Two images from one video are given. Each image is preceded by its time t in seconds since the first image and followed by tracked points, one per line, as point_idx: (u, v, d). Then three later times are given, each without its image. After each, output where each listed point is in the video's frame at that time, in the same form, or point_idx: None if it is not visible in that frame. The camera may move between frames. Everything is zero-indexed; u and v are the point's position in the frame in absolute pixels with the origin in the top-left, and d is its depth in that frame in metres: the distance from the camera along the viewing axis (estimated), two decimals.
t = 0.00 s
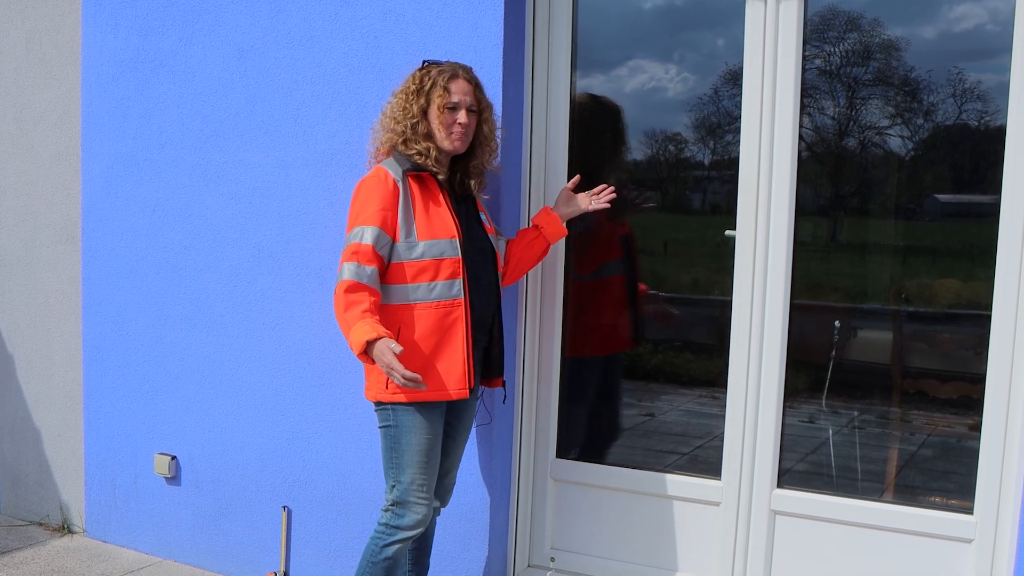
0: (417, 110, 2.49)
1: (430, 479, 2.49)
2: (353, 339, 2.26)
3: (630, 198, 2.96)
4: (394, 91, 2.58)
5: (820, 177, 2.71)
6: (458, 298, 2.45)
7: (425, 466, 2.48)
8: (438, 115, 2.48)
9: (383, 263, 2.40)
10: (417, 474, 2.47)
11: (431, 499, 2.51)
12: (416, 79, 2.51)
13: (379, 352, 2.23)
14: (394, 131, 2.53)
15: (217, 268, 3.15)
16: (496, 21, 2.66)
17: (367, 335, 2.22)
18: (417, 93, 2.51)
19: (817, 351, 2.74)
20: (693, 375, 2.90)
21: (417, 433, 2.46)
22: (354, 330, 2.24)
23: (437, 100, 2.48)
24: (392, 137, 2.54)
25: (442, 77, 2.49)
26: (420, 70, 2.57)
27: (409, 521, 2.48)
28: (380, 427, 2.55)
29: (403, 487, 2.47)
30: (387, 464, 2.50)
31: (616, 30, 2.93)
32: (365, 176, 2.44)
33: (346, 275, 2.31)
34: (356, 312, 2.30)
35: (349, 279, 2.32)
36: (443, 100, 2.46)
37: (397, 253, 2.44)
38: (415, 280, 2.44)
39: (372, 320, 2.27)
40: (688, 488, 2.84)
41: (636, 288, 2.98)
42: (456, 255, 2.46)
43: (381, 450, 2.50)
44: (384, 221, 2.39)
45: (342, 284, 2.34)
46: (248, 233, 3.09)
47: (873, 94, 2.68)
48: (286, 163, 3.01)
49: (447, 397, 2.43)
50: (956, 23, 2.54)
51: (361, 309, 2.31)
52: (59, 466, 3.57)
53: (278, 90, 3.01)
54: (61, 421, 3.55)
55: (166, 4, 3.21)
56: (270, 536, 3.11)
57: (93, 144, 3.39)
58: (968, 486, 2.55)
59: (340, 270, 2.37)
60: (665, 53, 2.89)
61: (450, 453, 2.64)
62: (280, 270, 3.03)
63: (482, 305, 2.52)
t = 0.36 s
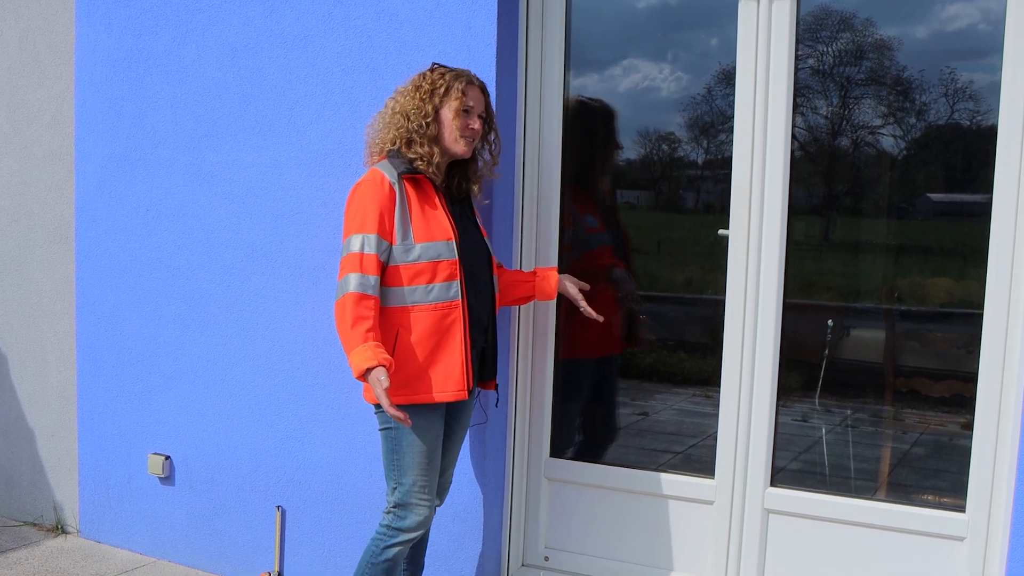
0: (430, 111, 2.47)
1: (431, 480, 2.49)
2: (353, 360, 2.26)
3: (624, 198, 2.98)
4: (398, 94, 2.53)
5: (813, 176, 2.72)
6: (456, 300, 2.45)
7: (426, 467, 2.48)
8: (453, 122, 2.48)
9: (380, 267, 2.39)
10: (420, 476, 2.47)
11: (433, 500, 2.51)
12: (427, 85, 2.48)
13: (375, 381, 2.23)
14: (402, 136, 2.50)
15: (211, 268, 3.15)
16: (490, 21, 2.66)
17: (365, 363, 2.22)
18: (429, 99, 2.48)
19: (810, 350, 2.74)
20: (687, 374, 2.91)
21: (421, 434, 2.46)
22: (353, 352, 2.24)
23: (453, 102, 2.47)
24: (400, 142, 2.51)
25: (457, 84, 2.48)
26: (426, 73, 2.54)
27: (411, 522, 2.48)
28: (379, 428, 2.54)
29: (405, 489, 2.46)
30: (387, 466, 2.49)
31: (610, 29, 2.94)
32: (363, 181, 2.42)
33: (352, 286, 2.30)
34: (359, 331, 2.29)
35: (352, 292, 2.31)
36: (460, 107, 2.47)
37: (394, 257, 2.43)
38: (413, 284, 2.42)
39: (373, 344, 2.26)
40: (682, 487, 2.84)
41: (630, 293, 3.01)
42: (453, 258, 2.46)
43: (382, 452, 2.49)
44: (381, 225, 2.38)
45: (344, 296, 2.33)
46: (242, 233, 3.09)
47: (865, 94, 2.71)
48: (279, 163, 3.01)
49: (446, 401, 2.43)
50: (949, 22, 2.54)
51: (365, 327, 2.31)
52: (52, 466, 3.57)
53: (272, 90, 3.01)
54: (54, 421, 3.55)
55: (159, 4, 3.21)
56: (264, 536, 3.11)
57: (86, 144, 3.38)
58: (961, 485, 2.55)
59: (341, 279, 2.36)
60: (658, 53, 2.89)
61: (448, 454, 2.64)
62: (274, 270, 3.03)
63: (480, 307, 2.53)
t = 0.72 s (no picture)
0: (425, 110, 2.47)
1: (420, 479, 2.50)
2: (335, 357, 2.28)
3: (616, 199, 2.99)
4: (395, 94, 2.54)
5: (804, 177, 2.72)
6: (444, 301, 2.45)
7: (415, 466, 2.48)
8: (450, 121, 2.48)
9: (371, 265, 2.39)
10: (408, 476, 2.47)
11: (422, 499, 2.52)
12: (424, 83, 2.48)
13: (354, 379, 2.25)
14: (398, 135, 2.50)
15: (203, 268, 3.15)
16: (481, 21, 2.66)
17: (346, 363, 2.24)
18: (425, 98, 2.48)
19: (802, 350, 2.75)
20: (679, 374, 2.91)
21: (408, 432, 2.46)
22: (335, 351, 2.25)
23: (450, 101, 2.47)
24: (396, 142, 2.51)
25: (453, 83, 2.48)
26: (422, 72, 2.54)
27: (401, 521, 2.48)
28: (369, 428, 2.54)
29: (394, 488, 2.47)
30: (376, 465, 2.49)
31: (602, 30, 2.94)
32: (357, 178, 2.42)
33: (339, 283, 2.30)
34: (343, 329, 2.30)
35: (339, 288, 2.31)
36: (457, 107, 2.47)
37: (385, 255, 2.42)
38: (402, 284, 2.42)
39: (355, 344, 2.27)
40: (673, 487, 2.84)
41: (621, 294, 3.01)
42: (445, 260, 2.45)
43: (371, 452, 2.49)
44: (374, 224, 2.38)
45: (331, 292, 2.33)
46: (234, 233, 3.09)
47: (857, 95, 2.70)
48: (271, 163, 3.01)
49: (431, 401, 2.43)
50: (940, 23, 2.55)
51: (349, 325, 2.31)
52: (44, 466, 3.56)
53: (264, 89, 3.01)
54: (46, 421, 3.54)
55: (151, 3, 3.20)
56: (257, 536, 3.11)
57: (78, 143, 3.38)
58: (952, 484, 2.55)
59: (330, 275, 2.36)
60: (650, 53, 2.90)
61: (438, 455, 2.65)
62: (266, 270, 3.03)
63: (469, 307, 2.54)
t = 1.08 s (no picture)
0: (423, 107, 2.46)
1: (410, 478, 2.49)
2: (331, 364, 2.29)
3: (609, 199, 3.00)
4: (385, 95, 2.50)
5: (796, 177, 2.72)
6: (437, 304, 2.46)
7: (405, 465, 2.48)
8: (447, 117, 2.49)
9: (366, 269, 2.39)
10: (397, 474, 2.47)
11: (412, 498, 2.51)
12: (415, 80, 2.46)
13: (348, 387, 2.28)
14: (394, 136, 2.47)
15: (196, 269, 3.15)
16: (474, 21, 2.67)
17: (341, 373, 2.26)
18: (419, 95, 2.46)
19: (794, 350, 2.75)
20: (671, 374, 2.92)
21: (398, 431, 2.46)
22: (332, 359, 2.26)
23: (445, 96, 2.48)
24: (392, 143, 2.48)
25: (446, 77, 2.48)
26: (409, 71, 2.51)
27: (390, 520, 2.48)
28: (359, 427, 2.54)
29: (384, 486, 2.47)
30: (366, 464, 2.49)
31: (594, 30, 2.94)
32: (351, 182, 2.41)
33: (336, 287, 2.30)
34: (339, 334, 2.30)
35: (336, 293, 2.30)
36: (454, 102, 2.48)
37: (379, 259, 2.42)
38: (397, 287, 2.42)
39: (351, 351, 2.28)
40: (665, 487, 2.85)
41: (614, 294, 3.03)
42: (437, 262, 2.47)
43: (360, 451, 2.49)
44: (370, 228, 2.38)
45: (326, 297, 2.33)
46: (227, 234, 3.09)
47: (848, 94, 2.72)
48: (264, 163, 3.01)
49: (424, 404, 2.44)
50: (932, 23, 2.55)
51: (345, 331, 2.32)
52: (37, 467, 3.56)
53: (256, 90, 3.01)
54: (39, 422, 3.54)
55: (143, 3, 3.20)
56: (250, 536, 3.11)
57: (71, 144, 3.38)
58: (944, 483, 2.56)
59: (325, 278, 2.36)
60: (643, 54, 2.91)
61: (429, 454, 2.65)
62: (259, 270, 3.03)
63: (463, 309, 2.54)
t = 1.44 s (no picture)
0: (418, 109, 2.46)
1: (400, 479, 2.50)
2: (331, 371, 2.31)
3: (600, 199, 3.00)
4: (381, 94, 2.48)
5: (787, 177, 2.72)
6: (427, 306, 2.46)
7: (394, 466, 2.48)
8: (440, 122, 2.49)
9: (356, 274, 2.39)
10: (387, 474, 2.48)
11: (401, 498, 2.52)
12: (413, 82, 2.45)
13: (351, 394, 2.31)
14: (388, 137, 2.46)
15: (187, 270, 3.15)
16: (464, 22, 2.67)
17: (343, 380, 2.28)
18: (416, 98, 2.45)
19: (785, 351, 2.76)
20: (663, 374, 2.92)
21: (388, 432, 2.46)
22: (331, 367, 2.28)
23: (440, 101, 2.48)
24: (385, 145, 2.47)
25: (444, 81, 2.49)
26: (405, 70, 2.50)
27: (380, 521, 2.48)
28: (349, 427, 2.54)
29: (373, 487, 2.47)
30: (356, 464, 2.49)
31: (586, 31, 2.95)
32: (337, 188, 2.40)
33: (329, 296, 2.31)
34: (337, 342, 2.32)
35: (330, 301, 2.32)
36: (448, 107, 2.48)
37: (367, 263, 2.42)
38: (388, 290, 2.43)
39: (351, 358, 2.30)
40: (656, 487, 2.85)
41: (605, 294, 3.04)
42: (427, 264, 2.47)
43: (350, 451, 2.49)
44: (356, 234, 2.38)
45: (320, 304, 2.34)
46: (218, 234, 3.09)
47: (840, 95, 2.73)
48: (255, 164, 3.01)
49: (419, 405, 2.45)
50: (922, 24, 2.56)
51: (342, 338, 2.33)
52: (28, 469, 3.56)
53: (247, 90, 3.01)
54: (30, 423, 3.54)
55: (134, 4, 3.20)
56: (241, 536, 3.11)
57: (62, 145, 3.37)
58: (934, 483, 2.56)
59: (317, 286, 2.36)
60: (634, 54, 2.91)
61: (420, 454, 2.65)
62: (250, 271, 3.03)
63: (452, 310, 2.55)
